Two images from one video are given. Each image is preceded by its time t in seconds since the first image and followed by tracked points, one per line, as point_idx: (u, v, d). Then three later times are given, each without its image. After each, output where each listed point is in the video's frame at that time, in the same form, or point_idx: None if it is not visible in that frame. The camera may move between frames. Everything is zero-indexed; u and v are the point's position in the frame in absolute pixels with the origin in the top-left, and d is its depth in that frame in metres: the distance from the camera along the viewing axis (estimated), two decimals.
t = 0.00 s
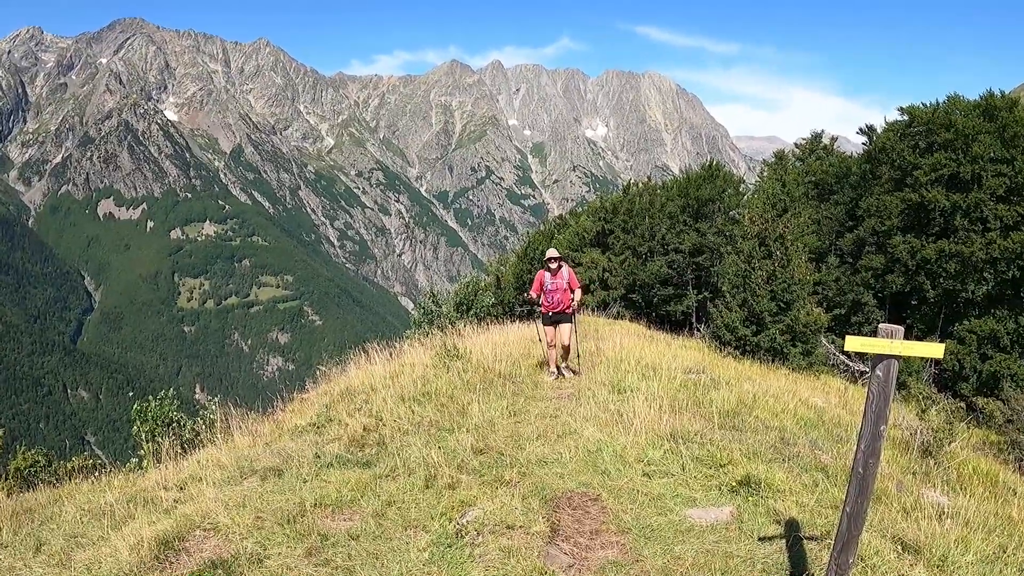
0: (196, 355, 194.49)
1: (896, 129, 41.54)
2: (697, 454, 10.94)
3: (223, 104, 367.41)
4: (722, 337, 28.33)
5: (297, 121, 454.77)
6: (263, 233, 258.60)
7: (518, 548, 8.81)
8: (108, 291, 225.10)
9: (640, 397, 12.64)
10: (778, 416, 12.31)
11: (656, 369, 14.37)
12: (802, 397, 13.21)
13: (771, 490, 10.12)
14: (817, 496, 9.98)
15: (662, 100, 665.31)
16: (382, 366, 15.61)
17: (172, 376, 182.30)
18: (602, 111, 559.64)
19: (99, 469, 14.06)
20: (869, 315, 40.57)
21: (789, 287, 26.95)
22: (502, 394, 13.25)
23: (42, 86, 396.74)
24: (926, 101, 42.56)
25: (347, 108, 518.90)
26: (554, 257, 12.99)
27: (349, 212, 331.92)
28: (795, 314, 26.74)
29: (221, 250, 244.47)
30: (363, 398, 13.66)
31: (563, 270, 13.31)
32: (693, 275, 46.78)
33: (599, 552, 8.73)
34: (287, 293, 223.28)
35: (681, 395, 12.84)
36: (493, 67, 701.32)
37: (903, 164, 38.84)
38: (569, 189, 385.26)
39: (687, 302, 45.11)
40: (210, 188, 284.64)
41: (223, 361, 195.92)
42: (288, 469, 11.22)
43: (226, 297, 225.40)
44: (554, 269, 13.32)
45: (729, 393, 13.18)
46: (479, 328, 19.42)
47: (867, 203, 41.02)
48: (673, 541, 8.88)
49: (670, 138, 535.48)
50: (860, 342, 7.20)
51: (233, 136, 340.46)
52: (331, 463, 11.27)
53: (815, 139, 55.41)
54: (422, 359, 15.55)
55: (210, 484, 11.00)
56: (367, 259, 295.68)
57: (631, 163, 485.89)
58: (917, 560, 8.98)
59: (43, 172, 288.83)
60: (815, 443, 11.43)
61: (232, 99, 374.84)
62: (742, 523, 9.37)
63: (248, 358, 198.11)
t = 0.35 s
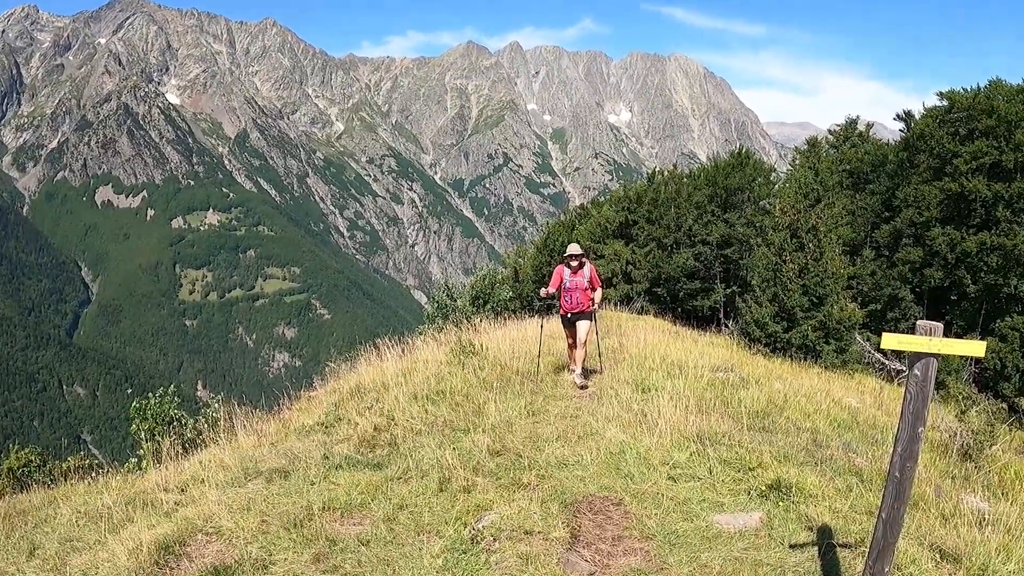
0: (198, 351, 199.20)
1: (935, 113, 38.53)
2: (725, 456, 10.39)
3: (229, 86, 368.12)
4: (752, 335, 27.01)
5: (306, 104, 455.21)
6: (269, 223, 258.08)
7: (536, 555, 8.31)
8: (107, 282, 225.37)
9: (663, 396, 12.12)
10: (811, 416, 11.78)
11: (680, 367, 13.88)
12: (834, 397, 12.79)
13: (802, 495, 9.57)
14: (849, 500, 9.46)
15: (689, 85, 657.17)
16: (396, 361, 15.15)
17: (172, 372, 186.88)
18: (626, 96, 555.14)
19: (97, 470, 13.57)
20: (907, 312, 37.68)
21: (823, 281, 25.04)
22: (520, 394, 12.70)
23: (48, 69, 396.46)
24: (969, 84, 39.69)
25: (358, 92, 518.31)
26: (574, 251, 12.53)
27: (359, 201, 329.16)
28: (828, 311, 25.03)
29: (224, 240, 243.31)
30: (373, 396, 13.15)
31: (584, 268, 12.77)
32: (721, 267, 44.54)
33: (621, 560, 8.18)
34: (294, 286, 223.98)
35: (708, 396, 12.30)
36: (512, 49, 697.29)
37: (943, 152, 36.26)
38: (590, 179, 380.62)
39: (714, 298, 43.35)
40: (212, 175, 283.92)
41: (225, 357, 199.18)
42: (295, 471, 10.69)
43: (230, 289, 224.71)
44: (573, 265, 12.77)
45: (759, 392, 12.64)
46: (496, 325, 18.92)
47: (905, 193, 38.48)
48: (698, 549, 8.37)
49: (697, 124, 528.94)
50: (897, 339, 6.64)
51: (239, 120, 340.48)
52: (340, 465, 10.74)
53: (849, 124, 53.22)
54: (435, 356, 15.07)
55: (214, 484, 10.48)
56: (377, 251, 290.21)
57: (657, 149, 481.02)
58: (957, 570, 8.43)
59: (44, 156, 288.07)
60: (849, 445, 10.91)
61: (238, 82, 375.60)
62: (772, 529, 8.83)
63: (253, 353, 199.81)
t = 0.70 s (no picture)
0: (197, 350, 196.37)
1: (969, 98, 37.54)
2: (751, 458, 9.87)
3: (228, 73, 366.90)
4: (778, 330, 26.82)
5: (308, 91, 454.25)
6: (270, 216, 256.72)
7: (552, 562, 7.82)
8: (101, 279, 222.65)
9: (685, 395, 11.63)
10: (838, 415, 11.31)
11: (702, 364, 13.41)
12: (864, 396, 12.34)
13: (832, 500, 9.03)
14: (882, 504, 8.92)
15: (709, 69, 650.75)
16: (405, 360, 14.67)
17: (170, 373, 184.00)
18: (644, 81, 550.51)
19: (93, 476, 13.13)
20: (940, 306, 36.79)
21: (852, 274, 24.82)
22: (535, 393, 12.20)
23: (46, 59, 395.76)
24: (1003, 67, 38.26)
25: (363, 79, 516.44)
26: (596, 235, 12.13)
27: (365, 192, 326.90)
28: (857, 305, 24.80)
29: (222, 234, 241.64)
30: (381, 396, 12.64)
31: (607, 253, 12.39)
32: (744, 260, 44.61)
33: (642, 568, 7.73)
34: (297, 282, 220.91)
35: (732, 394, 11.80)
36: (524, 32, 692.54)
37: (977, 138, 35.21)
38: (607, 168, 377.53)
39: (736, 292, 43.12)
40: (210, 166, 282.04)
41: (225, 357, 196.76)
42: (299, 477, 10.16)
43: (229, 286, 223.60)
44: (594, 248, 12.37)
45: (785, 391, 12.18)
46: (512, 320, 18.57)
47: (935, 182, 37.44)
48: (724, 556, 7.87)
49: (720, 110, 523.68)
50: (931, 335, 6.09)
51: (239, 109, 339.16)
52: (345, 469, 10.24)
53: (881, 109, 51.42)
54: (447, 352, 14.62)
55: (212, 492, 9.97)
56: (385, 245, 291.56)
57: (677, 135, 477.37)
58: None
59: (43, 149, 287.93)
60: (881, 446, 10.39)
61: (237, 69, 375.27)
62: (800, 535, 8.32)
63: (254, 352, 197.74)
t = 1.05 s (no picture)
0: (192, 349, 196.14)
1: (999, 83, 35.41)
2: (774, 462, 9.41)
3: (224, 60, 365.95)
4: (800, 327, 26.83)
5: (308, 78, 452.75)
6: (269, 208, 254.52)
7: (566, 574, 7.39)
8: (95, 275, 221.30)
9: (704, 397, 11.20)
10: (864, 417, 10.86)
11: (723, 364, 12.96)
12: (891, 395, 11.99)
13: (859, 504, 8.57)
14: (910, 509, 8.47)
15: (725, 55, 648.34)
16: (410, 360, 14.15)
17: (166, 373, 184.09)
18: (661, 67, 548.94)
19: (85, 482, 12.68)
20: (970, 300, 36.18)
21: (879, 268, 24.86)
22: (547, 395, 11.76)
23: (40, 46, 392.67)
24: None
25: (366, 66, 514.77)
26: (606, 231, 11.56)
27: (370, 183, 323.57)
28: (884, 301, 24.85)
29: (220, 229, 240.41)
30: (386, 398, 12.17)
31: (619, 251, 11.85)
32: (767, 254, 43.86)
33: None
34: (298, 278, 221.51)
35: (752, 395, 11.34)
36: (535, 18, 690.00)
37: (1008, 125, 33.30)
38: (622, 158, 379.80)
39: (760, 287, 43.02)
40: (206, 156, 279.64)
41: (222, 357, 196.84)
42: (301, 482, 9.70)
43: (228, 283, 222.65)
44: (605, 246, 11.83)
45: (808, 390, 11.76)
46: (523, 319, 18.17)
47: (966, 170, 35.92)
48: (745, 566, 7.42)
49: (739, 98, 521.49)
50: (961, 333, 5.61)
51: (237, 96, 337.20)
52: (350, 474, 9.77)
53: (908, 97, 48.90)
54: (456, 351, 14.12)
55: (209, 498, 9.52)
56: (389, 238, 287.71)
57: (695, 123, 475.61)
58: None
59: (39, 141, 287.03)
60: (911, 448, 9.93)
61: (234, 56, 374.11)
62: (825, 542, 7.89)
63: (253, 352, 199.26)
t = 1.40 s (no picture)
0: (197, 349, 195.47)
1: None
2: (803, 462, 8.97)
3: (228, 46, 366.47)
4: (831, 323, 26.41)
5: (316, 64, 453.45)
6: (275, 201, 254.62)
7: None
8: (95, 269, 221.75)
9: (730, 396, 10.77)
10: (900, 418, 10.43)
11: (750, 362, 12.52)
12: (926, 394, 11.62)
13: (893, 507, 8.17)
14: (947, 514, 8.02)
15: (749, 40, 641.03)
16: (423, 359, 13.82)
17: (168, 374, 181.63)
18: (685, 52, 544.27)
19: (85, 486, 12.32)
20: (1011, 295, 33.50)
21: (913, 260, 24.14)
22: (565, 395, 11.34)
23: (37, 33, 391.49)
24: None
25: (375, 51, 514.92)
26: (615, 222, 10.88)
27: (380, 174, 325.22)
28: (918, 294, 24.23)
29: (225, 223, 241.12)
30: (399, 399, 11.74)
31: (630, 242, 11.22)
32: (794, 246, 43.11)
33: None
34: (305, 274, 220.76)
35: (782, 395, 10.88)
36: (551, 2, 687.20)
37: None
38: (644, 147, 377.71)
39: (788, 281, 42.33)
40: (209, 147, 279.56)
41: (227, 358, 193.81)
42: (309, 486, 9.29)
43: (232, 278, 222.81)
44: (612, 240, 11.20)
45: (840, 388, 11.33)
46: (540, 314, 17.94)
47: (1002, 157, 34.16)
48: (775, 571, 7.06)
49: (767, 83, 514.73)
50: (1001, 327, 5.22)
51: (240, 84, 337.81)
52: (361, 479, 9.36)
53: (943, 80, 47.16)
54: (470, 350, 13.78)
55: (215, 503, 9.11)
56: (401, 231, 288.98)
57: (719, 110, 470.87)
58: None
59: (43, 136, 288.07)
60: (944, 448, 9.52)
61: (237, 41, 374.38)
62: (859, 546, 7.49)
63: (259, 350, 197.32)
